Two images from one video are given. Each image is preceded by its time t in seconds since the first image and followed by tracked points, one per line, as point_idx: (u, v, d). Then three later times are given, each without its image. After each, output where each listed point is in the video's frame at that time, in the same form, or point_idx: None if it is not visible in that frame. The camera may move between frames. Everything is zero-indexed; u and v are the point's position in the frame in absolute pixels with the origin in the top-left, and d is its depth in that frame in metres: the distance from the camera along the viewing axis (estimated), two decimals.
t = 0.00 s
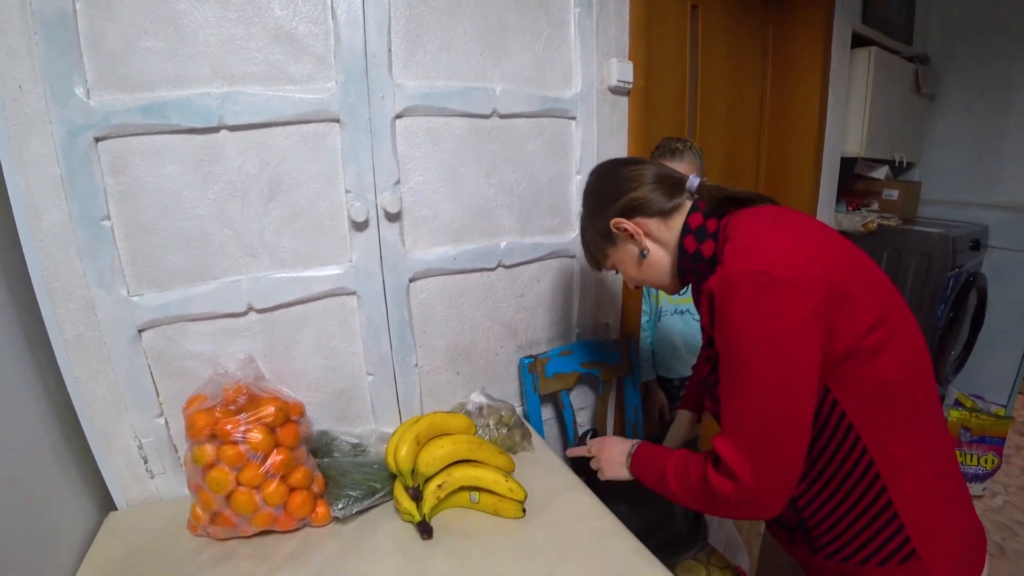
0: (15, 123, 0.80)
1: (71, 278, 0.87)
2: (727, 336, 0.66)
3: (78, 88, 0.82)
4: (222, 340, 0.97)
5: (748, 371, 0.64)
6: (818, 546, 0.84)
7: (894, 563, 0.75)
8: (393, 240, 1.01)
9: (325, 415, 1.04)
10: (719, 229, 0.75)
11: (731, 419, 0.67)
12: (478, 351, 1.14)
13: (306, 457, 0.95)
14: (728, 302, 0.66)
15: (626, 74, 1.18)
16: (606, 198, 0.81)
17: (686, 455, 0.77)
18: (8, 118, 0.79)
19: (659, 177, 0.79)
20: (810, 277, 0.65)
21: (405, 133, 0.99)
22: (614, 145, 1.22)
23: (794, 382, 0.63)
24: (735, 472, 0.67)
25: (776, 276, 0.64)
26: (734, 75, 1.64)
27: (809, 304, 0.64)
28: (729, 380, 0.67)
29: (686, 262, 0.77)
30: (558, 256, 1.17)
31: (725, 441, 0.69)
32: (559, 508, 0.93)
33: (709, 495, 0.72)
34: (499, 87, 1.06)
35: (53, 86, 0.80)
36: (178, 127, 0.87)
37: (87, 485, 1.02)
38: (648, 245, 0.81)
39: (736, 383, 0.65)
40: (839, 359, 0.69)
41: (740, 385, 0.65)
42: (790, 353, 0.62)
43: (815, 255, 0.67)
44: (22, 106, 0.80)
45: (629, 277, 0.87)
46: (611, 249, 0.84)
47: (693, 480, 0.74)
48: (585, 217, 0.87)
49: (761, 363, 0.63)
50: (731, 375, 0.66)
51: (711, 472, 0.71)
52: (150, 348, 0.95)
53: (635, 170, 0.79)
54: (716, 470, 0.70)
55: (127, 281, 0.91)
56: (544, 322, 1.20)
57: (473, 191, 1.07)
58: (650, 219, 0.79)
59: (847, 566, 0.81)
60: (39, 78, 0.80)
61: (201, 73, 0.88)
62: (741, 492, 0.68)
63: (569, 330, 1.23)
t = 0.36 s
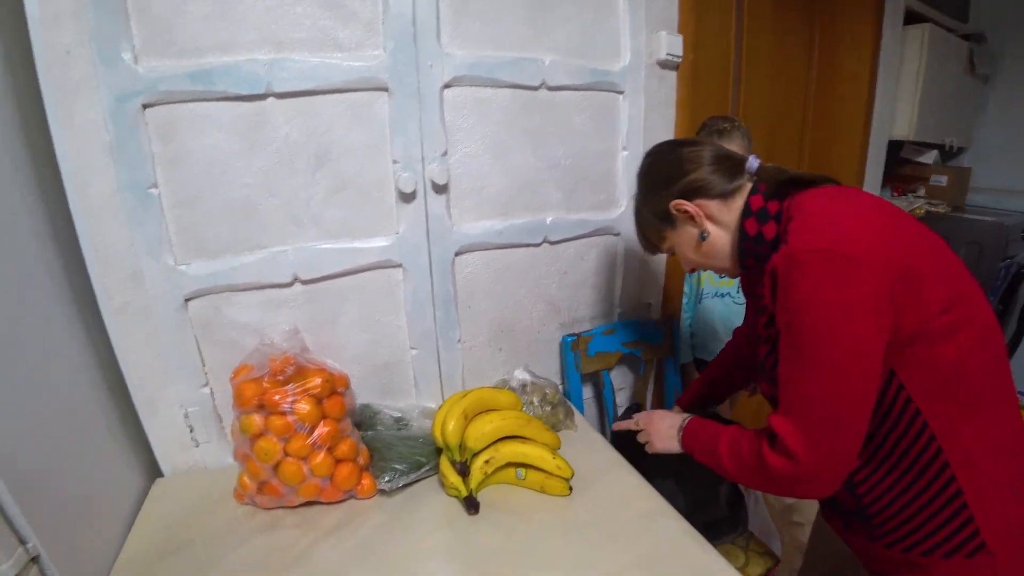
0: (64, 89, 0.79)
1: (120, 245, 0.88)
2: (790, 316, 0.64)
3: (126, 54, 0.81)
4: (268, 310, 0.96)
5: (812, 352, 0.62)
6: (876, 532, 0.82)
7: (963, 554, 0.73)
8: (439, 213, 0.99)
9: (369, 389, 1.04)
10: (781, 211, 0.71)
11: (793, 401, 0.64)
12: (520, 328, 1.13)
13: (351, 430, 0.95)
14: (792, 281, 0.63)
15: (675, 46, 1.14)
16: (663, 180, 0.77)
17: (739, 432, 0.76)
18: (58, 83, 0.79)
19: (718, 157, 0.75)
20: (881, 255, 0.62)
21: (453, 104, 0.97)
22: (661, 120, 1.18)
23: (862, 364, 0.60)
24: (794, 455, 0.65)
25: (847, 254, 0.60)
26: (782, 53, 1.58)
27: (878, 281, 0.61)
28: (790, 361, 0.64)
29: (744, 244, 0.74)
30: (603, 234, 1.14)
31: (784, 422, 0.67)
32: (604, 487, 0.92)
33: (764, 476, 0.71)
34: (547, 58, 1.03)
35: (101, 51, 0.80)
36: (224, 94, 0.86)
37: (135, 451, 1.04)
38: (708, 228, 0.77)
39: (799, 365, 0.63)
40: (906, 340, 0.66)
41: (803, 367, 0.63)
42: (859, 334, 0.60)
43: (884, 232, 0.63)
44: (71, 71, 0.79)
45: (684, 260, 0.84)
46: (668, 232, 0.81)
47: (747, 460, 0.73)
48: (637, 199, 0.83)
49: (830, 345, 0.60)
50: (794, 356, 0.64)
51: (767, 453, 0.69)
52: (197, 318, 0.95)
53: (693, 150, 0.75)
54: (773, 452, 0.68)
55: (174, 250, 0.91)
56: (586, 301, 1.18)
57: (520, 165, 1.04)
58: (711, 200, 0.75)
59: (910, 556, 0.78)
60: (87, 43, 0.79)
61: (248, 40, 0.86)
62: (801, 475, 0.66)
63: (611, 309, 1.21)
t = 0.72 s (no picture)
0: (149, 59, 0.83)
1: (198, 213, 0.91)
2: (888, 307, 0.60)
3: (206, 25, 0.83)
4: (335, 281, 0.98)
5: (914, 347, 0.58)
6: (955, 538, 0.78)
7: None
8: (507, 189, 0.98)
9: (429, 362, 1.05)
10: (875, 197, 0.68)
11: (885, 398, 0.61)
12: (581, 309, 1.11)
13: (412, 403, 0.96)
14: (895, 270, 0.59)
15: (755, 21, 1.08)
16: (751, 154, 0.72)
17: (815, 428, 0.72)
18: (145, 55, 0.82)
19: (814, 136, 0.71)
20: (1000, 247, 0.57)
21: (525, 78, 0.95)
22: (737, 99, 1.13)
23: (970, 362, 0.56)
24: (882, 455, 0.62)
25: (960, 244, 0.56)
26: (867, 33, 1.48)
27: (992, 273, 0.56)
28: (886, 356, 0.60)
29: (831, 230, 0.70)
30: (670, 216, 1.11)
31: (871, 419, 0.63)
32: (662, 475, 0.91)
33: (842, 473, 0.68)
34: (622, 32, 0.99)
35: (185, 23, 0.82)
36: (299, 65, 0.87)
37: (206, 410, 1.09)
38: (797, 209, 0.72)
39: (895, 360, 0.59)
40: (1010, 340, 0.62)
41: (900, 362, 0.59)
42: (969, 331, 0.55)
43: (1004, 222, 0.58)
44: (156, 42, 0.82)
45: (762, 243, 0.79)
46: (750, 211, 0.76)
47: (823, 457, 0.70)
48: (718, 174, 0.78)
49: (932, 339, 0.56)
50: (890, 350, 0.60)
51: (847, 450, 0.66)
52: (266, 286, 0.97)
53: (786, 126, 0.71)
54: (856, 450, 0.65)
55: (247, 219, 0.94)
56: (648, 285, 1.15)
57: (589, 142, 1.02)
58: (805, 179, 0.70)
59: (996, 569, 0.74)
60: (171, 15, 0.82)
61: (323, 10, 0.86)
62: (887, 475, 0.63)
63: (673, 294, 1.18)
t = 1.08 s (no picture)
0: (197, 50, 0.86)
1: (241, 199, 0.94)
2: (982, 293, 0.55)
3: (250, 16, 0.85)
4: (370, 266, 1.00)
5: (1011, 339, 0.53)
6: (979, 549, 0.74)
7: None
8: (541, 177, 0.98)
9: (460, 348, 1.07)
10: (982, 156, 0.62)
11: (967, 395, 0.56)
12: (612, 299, 1.10)
13: (442, 387, 0.98)
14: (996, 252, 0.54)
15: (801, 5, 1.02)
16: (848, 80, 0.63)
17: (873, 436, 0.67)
18: (193, 46, 0.86)
19: (920, 69, 0.63)
20: None
21: (561, 65, 0.95)
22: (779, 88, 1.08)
23: None
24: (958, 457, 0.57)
25: None
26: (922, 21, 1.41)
27: None
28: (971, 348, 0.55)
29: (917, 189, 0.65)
30: (706, 207, 1.09)
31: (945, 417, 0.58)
32: (690, 468, 0.90)
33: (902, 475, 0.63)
34: (661, 18, 0.97)
35: (229, 14, 0.85)
36: (339, 54, 0.89)
37: (246, 388, 1.14)
38: (891, 150, 0.64)
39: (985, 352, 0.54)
40: None
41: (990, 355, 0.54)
42: None
43: None
44: (203, 35, 0.85)
45: (833, 186, 0.71)
46: (833, 147, 0.67)
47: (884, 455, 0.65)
48: (797, 100, 0.69)
49: None
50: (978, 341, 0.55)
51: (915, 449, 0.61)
52: (304, 270, 1.00)
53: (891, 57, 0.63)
54: (926, 451, 0.60)
55: (287, 205, 0.96)
56: (682, 275, 1.13)
57: (625, 130, 1.01)
58: (907, 115, 0.62)
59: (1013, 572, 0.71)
60: (218, 7, 0.85)
61: None
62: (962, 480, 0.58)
63: (705, 286, 1.16)
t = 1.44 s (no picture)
0: (179, 65, 0.87)
1: (225, 209, 0.95)
2: None
3: (230, 31, 0.87)
4: (354, 272, 1.01)
5: None
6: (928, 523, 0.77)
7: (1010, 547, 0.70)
8: (520, 180, 0.99)
9: (444, 351, 1.08)
10: None
11: None
12: (595, 298, 1.12)
13: (425, 390, 0.99)
14: None
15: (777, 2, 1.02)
16: None
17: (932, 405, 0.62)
18: (176, 62, 0.87)
19: None
20: None
21: (537, 69, 0.96)
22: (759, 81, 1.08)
23: None
24: None
25: None
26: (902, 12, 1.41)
27: None
28: None
29: (981, 126, 0.62)
30: (686, 204, 1.10)
31: None
32: (673, 463, 0.91)
33: (968, 439, 0.58)
34: (636, 19, 0.97)
35: (209, 29, 0.86)
36: (318, 66, 0.90)
37: (235, 397, 1.15)
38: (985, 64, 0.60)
39: None
40: None
41: None
42: None
43: None
44: (185, 50, 0.87)
45: (897, 96, 0.64)
46: (934, 43, 0.59)
47: (945, 418, 0.60)
48: None
49: None
50: None
51: (990, 420, 0.58)
52: (289, 278, 1.02)
53: None
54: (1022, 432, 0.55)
55: (270, 215, 0.98)
56: (664, 274, 1.14)
57: (603, 131, 1.02)
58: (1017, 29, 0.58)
59: (948, 530, 0.76)
60: (198, 23, 0.86)
61: (341, 11, 0.89)
62: None
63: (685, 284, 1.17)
